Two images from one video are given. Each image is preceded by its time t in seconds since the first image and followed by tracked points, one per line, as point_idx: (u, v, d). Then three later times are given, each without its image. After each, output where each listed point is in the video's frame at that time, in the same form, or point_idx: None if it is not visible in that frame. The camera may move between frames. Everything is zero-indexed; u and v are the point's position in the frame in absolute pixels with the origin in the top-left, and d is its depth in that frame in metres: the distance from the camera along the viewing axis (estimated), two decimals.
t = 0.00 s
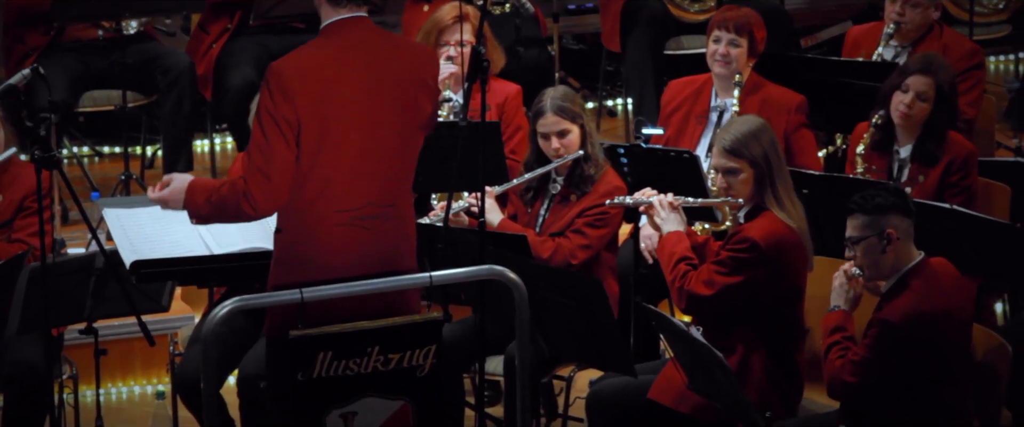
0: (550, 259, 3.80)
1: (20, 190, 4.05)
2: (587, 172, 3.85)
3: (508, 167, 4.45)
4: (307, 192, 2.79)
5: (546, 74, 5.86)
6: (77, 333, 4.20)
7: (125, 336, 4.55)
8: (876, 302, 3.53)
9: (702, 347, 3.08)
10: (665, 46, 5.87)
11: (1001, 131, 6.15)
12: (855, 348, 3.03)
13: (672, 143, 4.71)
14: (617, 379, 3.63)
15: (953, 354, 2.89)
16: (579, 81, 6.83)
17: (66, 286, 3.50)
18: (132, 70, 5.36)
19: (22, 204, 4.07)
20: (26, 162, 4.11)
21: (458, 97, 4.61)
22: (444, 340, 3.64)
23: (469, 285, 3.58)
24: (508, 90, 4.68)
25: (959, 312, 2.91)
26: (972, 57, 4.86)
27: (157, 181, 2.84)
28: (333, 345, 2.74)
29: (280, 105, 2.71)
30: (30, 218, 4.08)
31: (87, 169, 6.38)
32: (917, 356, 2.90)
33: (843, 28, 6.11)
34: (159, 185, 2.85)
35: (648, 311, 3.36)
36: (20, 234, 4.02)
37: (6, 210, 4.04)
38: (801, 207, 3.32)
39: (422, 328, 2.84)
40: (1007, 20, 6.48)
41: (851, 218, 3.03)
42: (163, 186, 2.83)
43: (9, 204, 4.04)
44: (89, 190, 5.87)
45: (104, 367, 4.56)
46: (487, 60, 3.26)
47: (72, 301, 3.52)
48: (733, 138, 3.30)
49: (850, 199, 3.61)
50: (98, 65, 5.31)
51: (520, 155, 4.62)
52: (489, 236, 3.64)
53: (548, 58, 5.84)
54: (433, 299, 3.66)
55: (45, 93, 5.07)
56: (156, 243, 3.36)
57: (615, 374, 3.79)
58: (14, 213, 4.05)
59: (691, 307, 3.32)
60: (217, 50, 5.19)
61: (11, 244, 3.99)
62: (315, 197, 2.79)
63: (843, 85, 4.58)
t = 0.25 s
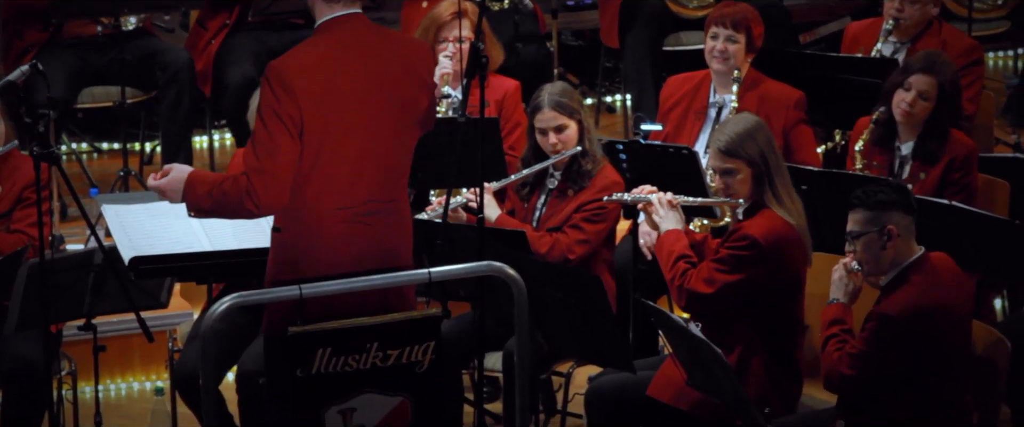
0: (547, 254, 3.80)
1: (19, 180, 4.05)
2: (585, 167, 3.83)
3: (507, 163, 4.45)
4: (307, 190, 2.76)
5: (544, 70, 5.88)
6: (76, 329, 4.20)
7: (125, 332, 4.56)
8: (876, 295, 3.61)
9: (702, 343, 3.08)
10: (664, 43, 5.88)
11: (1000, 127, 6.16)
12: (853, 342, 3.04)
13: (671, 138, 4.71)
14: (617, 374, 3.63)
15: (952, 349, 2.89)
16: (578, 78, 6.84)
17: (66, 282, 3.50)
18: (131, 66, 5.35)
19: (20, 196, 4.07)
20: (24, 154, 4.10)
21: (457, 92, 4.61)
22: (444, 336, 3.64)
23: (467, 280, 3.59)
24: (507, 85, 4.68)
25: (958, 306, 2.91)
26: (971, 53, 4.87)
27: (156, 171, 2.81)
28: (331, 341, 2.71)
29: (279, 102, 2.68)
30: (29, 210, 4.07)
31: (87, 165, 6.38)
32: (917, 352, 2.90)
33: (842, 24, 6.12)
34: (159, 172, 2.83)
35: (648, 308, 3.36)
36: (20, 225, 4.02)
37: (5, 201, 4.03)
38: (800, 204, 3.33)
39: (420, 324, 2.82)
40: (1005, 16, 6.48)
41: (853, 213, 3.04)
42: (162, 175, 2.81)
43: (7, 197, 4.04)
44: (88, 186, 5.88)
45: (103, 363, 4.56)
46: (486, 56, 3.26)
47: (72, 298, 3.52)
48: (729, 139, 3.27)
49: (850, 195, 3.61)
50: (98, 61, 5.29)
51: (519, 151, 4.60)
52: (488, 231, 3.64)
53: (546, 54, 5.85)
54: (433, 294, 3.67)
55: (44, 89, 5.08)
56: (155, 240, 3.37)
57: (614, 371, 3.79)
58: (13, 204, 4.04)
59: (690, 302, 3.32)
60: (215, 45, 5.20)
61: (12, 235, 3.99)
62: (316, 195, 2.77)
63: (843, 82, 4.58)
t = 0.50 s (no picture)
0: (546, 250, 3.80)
1: (22, 173, 4.09)
2: (583, 164, 3.84)
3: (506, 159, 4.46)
4: (305, 186, 2.76)
5: (543, 65, 5.94)
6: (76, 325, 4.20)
7: (125, 328, 4.56)
8: (879, 290, 3.60)
9: (702, 338, 3.07)
10: (664, 39, 5.88)
11: (1000, 123, 6.17)
12: (854, 337, 3.03)
13: (670, 135, 4.71)
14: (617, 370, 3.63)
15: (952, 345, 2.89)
16: (578, 74, 6.84)
17: (65, 278, 3.50)
18: (132, 63, 5.33)
19: (23, 189, 4.10)
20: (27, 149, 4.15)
21: (457, 88, 4.61)
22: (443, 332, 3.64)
23: (467, 276, 3.58)
24: (507, 81, 4.68)
25: (958, 302, 2.91)
26: (971, 49, 4.87)
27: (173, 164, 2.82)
28: (332, 337, 2.71)
29: (277, 99, 2.67)
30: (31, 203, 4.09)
31: (86, 162, 6.38)
32: (918, 347, 2.90)
33: (842, 20, 6.13)
34: (174, 167, 2.84)
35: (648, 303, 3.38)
36: (23, 217, 4.02)
37: (8, 194, 4.08)
38: (799, 200, 3.33)
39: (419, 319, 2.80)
40: (1005, 12, 6.48)
41: (855, 209, 3.03)
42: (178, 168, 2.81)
43: (10, 190, 4.09)
44: (87, 182, 5.88)
45: (103, 359, 4.56)
46: (486, 52, 3.26)
47: (72, 294, 3.52)
48: (728, 138, 3.27)
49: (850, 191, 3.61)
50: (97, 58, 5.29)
51: (519, 146, 4.61)
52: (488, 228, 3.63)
53: (545, 50, 5.94)
54: (433, 290, 3.66)
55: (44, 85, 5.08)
56: (154, 235, 3.36)
57: (614, 367, 3.79)
58: (15, 197, 4.09)
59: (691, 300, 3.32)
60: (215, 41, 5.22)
61: (16, 226, 3.98)
62: (314, 191, 2.77)
63: (843, 78, 4.58)
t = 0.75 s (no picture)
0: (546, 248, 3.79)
1: (26, 169, 4.11)
2: (583, 162, 3.83)
3: (507, 157, 4.46)
4: (299, 184, 2.74)
5: (544, 62, 5.91)
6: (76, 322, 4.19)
7: (125, 325, 4.56)
8: (881, 286, 3.72)
9: (703, 336, 3.07)
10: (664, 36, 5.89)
11: (1000, 121, 6.17)
12: (856, 333, 3.04)
13: (671, 132, 4.71)
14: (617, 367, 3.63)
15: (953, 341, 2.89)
16: (578, 71, 6.84)
17: (66, 275, 3.50)
18: (131, 59, 5.36)
19: (27, 186, 4.11)
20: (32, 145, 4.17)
21: (457, 85, 4.61)
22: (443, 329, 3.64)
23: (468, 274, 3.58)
24: (508, 78, 4.68)
25: (960, 299, 2.90)
26: (972, 46, 4.86)
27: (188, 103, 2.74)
28: (331, 334, 2.71)
29: (270, 98, 2.65)
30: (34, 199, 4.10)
31: (86, 158, 6.39)
32: (918, 345, 2.90)
33: (841, 17, 6.13)
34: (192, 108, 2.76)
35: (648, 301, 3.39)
36: (26, 211, 4.03)
37: (11, 191, 4.07)
38: (801, 198, 3.32)
39: (419, 317, 2.81)
40: (1005, 9, 6.48)
41: (861, 202, 3.04)
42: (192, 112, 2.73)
43: (15, 186, 4.08)
44: (87, 179, 5.89)
45: (103, 357, 4.56)
46: (486, 49, 3.25)
47: (72, 291, 3.53)
48: (729, 137, 3.26)
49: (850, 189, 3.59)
50: (97, 55, 5.34)
51: (519, 143, 4.61)
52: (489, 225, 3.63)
53: (546, 47, 5.89)
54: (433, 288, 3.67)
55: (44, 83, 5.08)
56: (155, 234, 3.38)
57: (614, 364, 3.79)
58: (20, 193, 4.08)
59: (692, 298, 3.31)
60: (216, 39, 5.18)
61: (19, 220, 3.99)
62: (307, 190, 2.74)
63: (842, 75, 4.58)
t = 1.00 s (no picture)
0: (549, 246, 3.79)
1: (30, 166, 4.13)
2: (586, 160, 3.84)
3: (507, 154, 4.46)
4: (291, 183, 2.73)
5: (545, 59, 5.90)
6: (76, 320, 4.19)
7: (125, 323, 4.56)
8: (884, 284, 3.82)
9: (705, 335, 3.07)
10: (664, 34, 5.89)
11: (1000, 119, 6.17)
12: (860, 329, 3.03)
13: (671, 130, 4.71)
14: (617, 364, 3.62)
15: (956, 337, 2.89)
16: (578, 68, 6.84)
17: (67, 272, 3.50)
18: (132, 57, 5.35)
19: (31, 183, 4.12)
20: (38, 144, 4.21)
21: (458, 82, 4.61)
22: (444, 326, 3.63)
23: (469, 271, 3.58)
24: (508, 76, 4.68)
25: (963, 295, 2.90)
26: (972, 44, 4.87)
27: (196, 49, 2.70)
28: (332, 331, 2.71)
29: (263, 97, 2.64)
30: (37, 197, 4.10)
31: (86, 156, 6.39)
32: (922, 341, 2.90)
33: (842, 15, 6.13)
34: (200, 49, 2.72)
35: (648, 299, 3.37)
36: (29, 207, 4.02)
37: (18, 187, 4.08)
38: (804, 197, 3.33)
39: (420, 315, 2.81)
40: (1005, 7, 6.49)
41: (869, 197, 3.01)
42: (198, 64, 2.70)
43: (19, 184, 4.09)
44: (88, 177, 5.88)
45: (104, 355, 4.55)
46: (486, 46, 3.28)
47: (73, 288, 3.52)
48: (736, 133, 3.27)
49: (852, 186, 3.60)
50: (98, 52, 5.32)
51: (519, 141, 4.61)
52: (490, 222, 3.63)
53: (547, 45, 5.88)
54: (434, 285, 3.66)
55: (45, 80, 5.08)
56: (156, 231, 3.37)
57: (615, 361, 3.78)
58: (25, 190, 4.10)
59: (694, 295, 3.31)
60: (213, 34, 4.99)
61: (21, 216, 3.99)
62: (300, 190, 2.73)
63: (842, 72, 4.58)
